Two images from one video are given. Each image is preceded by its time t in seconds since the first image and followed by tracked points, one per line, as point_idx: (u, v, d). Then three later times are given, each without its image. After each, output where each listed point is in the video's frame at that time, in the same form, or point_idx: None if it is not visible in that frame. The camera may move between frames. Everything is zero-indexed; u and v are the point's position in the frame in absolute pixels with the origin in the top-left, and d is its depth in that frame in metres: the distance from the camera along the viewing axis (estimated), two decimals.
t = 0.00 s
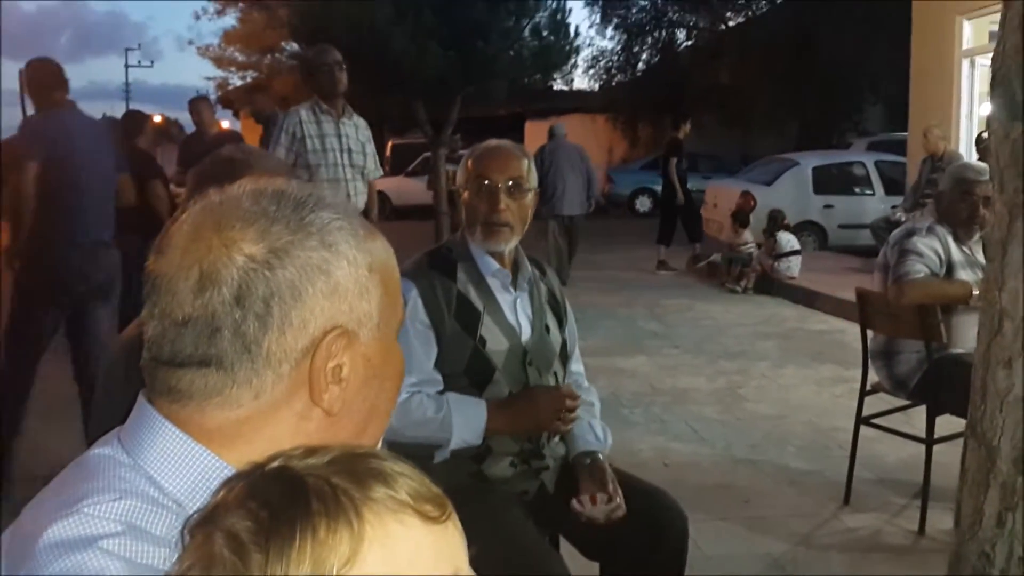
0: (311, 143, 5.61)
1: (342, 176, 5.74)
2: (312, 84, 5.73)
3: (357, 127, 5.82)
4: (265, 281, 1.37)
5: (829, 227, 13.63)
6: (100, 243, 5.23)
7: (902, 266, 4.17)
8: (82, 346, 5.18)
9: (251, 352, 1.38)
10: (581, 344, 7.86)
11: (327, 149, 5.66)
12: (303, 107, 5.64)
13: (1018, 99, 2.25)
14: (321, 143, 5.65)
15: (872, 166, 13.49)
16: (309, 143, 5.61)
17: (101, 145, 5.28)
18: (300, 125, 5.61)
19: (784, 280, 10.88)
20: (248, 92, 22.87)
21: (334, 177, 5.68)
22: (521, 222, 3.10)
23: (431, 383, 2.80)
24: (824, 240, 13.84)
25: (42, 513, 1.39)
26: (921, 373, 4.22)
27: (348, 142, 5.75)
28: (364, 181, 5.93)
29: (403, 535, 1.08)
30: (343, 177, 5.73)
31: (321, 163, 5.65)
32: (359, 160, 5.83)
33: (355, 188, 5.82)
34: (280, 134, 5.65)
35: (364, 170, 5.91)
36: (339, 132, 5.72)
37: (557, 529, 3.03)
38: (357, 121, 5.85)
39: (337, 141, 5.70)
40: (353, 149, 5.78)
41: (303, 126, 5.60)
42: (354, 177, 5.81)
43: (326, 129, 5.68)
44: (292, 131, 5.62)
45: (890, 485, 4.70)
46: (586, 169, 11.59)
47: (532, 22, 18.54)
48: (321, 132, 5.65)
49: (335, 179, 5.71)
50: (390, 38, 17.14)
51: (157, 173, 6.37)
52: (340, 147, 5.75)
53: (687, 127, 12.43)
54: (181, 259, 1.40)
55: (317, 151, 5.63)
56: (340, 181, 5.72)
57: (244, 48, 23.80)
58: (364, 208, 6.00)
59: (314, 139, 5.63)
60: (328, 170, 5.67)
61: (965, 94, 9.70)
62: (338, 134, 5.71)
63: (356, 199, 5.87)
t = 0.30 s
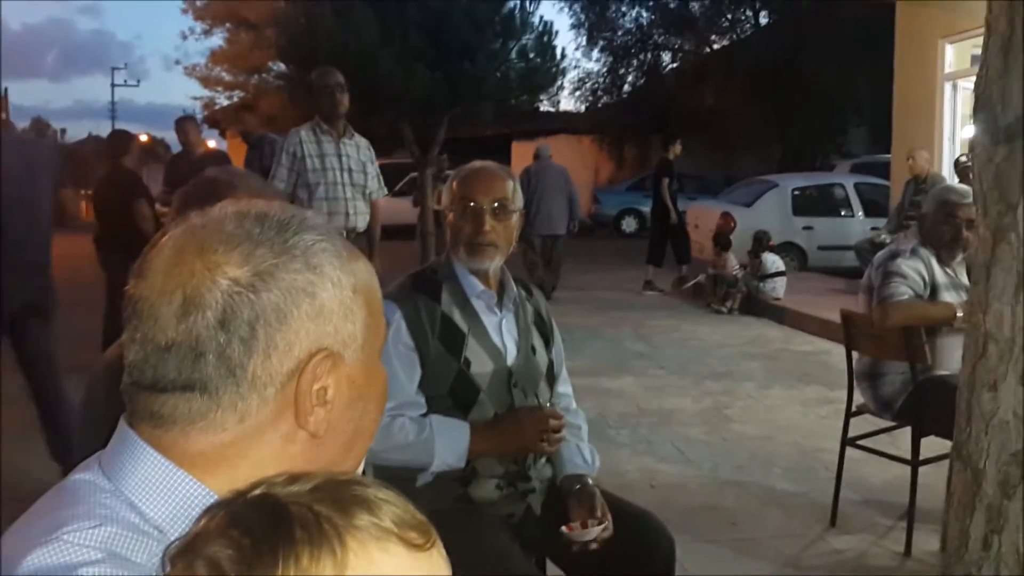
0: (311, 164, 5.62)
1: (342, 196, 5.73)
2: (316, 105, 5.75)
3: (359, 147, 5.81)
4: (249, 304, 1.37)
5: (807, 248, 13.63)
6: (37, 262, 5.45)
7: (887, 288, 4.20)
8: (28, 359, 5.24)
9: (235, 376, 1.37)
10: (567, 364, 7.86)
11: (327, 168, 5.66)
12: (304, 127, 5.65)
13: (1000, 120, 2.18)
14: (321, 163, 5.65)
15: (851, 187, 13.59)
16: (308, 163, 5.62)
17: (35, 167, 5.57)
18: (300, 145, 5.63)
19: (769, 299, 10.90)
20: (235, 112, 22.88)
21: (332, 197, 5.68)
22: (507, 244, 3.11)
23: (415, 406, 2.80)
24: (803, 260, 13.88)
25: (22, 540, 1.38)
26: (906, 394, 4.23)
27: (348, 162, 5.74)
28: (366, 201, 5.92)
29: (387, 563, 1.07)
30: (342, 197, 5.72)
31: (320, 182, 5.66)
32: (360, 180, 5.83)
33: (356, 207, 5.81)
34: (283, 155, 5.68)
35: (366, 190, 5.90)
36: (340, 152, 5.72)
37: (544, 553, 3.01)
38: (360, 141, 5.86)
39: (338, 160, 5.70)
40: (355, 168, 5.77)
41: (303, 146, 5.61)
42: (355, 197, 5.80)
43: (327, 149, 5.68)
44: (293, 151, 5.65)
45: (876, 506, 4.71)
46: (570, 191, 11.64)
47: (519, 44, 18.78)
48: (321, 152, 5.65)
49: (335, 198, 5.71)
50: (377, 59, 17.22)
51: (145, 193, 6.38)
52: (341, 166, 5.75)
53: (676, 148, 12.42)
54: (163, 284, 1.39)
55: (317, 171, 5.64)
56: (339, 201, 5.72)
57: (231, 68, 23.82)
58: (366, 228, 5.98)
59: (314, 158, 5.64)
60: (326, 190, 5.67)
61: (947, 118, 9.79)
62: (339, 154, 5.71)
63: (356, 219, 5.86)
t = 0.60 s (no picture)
0: (304, 172, 5.63)
1: (334, 204, 5.70)
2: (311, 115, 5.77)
3: (353, 156, 5.81)
4: (240, 313, 1.36)
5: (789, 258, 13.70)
6: None
7: (873, 299, 4.22)
8: None
9: (226, 385, 1.37)
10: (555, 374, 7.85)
11: (321, 176, 5.66)
12: (298, 136, 5.66)
13: (987, 132, 2.27)
14: (314, 172, 5.65)
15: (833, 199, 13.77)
16: (301, 171, 5.63)
17: None
18: (294, 153, 5.64)
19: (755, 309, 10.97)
20: (222, 121, 22.82)
21: (324, 204, 5.65)
22: (492, 252, 3.10)
23: (400, 418, 2.80)
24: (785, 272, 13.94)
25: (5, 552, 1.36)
26: (892, 404, 4.25)
27: (342, 171, 5.73)
28: (360, 209, 5.88)
29: None
30: (335, 205, 5.70)
31: (313, 190, 5.65)
32: (355, 189, 5.81)
33: (350, 215, 5.77)
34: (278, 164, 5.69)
35: (361, 199, 5.87)
36: (333, 161, 5.72)
37: (531, 564, 3.00)
38: (354, 150, 5.85)
39: (331, 169, 5.70)
40: (349, 177, 5.75)
41: (296, 154, 5.62)
42: (349, 205, 5.77)
43: (320, 158, 5.69)
44: (286, 160, 5.66)
45: (862, 515, 4.72)
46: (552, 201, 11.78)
47: (507, 55, 18.85)
48: (315, 160, 5.66)
49: (328, 206, 5.68)
50: (365, 69, 17.23)
51: (131, 201, 6.36)
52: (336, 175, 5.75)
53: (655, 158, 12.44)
54: (151, 293, 1.38)
55: (310, 179, 5.64)
56: (331, 208, 5.69)
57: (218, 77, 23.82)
58: (360, 237, 5.94)
59: (307, 167, 5.65)
60: (319, 198, 5.65)
61: (932, 129, 9.86)
62: (332, 163, 5.71)
63: (350, 227, 5.81)
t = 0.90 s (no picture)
0: (289, 186, 5.62)
1: (320, 217, 5.69)
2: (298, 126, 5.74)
3: (340, 168, 5.80)
4: (225, 330, 1.36)
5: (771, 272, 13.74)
6: None
7: (855, 315, 4.24)
8: None
9: (210, 404, 1.36)
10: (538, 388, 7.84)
11: (307, 190, 5.65)
12: (284, 149, 5.65)
13: (969, 150, 2.49)
14: (300, 185, 5.64)
15: (814, 215, 13.74)
16: (287, 185, 5.62)
17: None
18: (279, 167, 5.62)
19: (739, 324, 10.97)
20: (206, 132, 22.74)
21: (310, 218, 5.64)
22: (476, 266, 3.10)
23: (383, 434, 2.78)
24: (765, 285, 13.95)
25: None
26: (874, 419, 4.27)
27: (328, 184, 5.72)
28: (347, 222, 5.86)
29: None
30: (322, 218, 5.68)
31: (299, 204, 5.64)
32: (342, 201, 5.79)
33: (337, 229, 5.76)
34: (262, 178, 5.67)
35: (348, 211, 5.85)
36: (319, 174, 5.71)
37: None
38: (341, 162, 5.83)
39: (317, 182, 5.69)
40: (335, 190, 5.74)
41: (282, 168, 5.61)
42: (336, 218, 5.75)
43: (306, 171, 5.67)
44: (271, 174, 5.64)
45: (845, 530, 4.73)
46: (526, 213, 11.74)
47: (492, 69, 18.99)
48: (300, 174, 5.64)
49: (314, 219, 5.68)
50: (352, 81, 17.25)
51: (113, 214, 6.34)
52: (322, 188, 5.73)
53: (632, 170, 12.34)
54: (135, 310, 1.38)
55: (296, 193, 5.63)
56: (317, 222, 5.67)
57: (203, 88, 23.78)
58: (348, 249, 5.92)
59: (292, 181, 5.64)
60: (305, 211, 5.64)
61: (914, 145, 9.95)
62: (319, 176, 5.69)
63: (337, 241, 5.80)
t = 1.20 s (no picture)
0: (256, 195, 5.56)
1: (289, 225, 5.63)
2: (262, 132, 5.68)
3: (307, 175, 5.74)
4: (195, 342, 1.34)
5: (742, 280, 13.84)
6: None
7: (826, 324, 4.26)
8: None
9: (179, 417, 1.35)
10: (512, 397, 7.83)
11: (273, 199, 5.59)
12: (249, 158, 5.60)
13: (938, 162, 2.52)
14: (267, 194, 5.59)
15: (785, 224, 13.89)
16: (253, 194, 5.57)
17: None
18: (244, 176, 5.57)
19: (711, 333, 11.04)
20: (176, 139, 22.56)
21: (279, 227, 5.59)
22: (449, 275, 3.10)
23: (355, 444, 2.77)
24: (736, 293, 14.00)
25: None
26: (845, 427, 4.29)
27: (296, 191, 5.66)
28: (317, 229, 5.81)
29: None
30: (291, 226, 5.63)
31: (266, 213, 5.59)
32: (310, 208, 5.73)
33: (306, 236, 5.71)
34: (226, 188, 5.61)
35: (317, 218, 5.79)
36: (286, 181, 5.65)
37: None
38: (308, 168, 5.78)
39: (284, 190, 5.63)
40: (303, 197, 5.68)
41: (247, 177, 5.56)
42: (305, 225, 5.69)
43: (272, 179, 5.62)
44: (236, 183, 5.58)
45: (816, 537, 4.76)
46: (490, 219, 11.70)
47: (467, 78, 19.14)
48: (267, 182, 5.59)
49: (283, 228, 5.62)
50: (325, 89, 17.19)
51: (81, 221, 6.28)
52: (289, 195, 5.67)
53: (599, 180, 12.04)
54: (103, 323, 1.36)
55: (263, 202, 5.58)
56: (286, 230, 5.62)
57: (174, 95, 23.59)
58: (319, 257, 5.87)
59: (259, 189, 5.58)
60: (273, 220, 5.59)
61: (884, 154, 10.05)
62: (285, 184, 5.64)
63: (306, 248, 5.75)
